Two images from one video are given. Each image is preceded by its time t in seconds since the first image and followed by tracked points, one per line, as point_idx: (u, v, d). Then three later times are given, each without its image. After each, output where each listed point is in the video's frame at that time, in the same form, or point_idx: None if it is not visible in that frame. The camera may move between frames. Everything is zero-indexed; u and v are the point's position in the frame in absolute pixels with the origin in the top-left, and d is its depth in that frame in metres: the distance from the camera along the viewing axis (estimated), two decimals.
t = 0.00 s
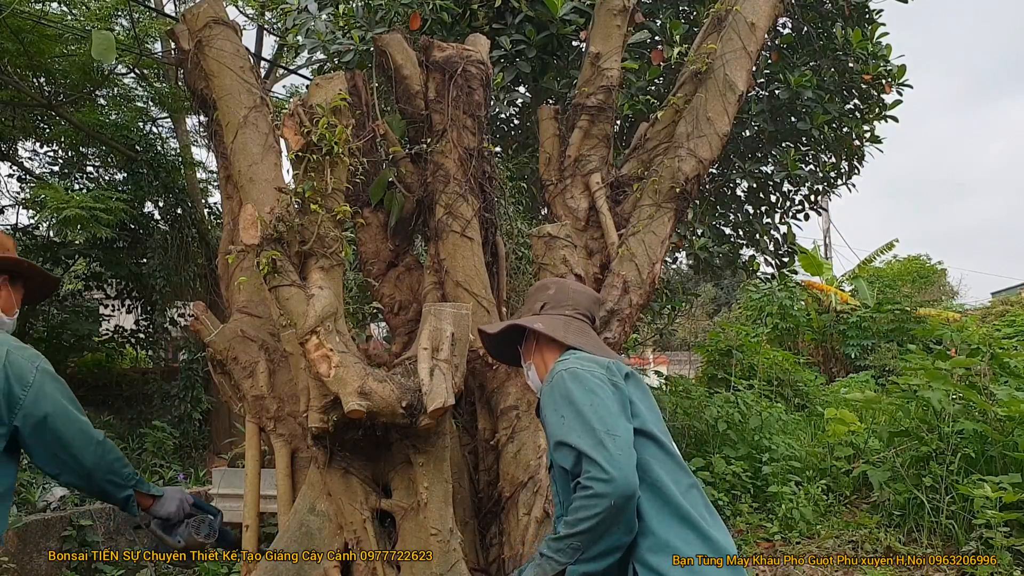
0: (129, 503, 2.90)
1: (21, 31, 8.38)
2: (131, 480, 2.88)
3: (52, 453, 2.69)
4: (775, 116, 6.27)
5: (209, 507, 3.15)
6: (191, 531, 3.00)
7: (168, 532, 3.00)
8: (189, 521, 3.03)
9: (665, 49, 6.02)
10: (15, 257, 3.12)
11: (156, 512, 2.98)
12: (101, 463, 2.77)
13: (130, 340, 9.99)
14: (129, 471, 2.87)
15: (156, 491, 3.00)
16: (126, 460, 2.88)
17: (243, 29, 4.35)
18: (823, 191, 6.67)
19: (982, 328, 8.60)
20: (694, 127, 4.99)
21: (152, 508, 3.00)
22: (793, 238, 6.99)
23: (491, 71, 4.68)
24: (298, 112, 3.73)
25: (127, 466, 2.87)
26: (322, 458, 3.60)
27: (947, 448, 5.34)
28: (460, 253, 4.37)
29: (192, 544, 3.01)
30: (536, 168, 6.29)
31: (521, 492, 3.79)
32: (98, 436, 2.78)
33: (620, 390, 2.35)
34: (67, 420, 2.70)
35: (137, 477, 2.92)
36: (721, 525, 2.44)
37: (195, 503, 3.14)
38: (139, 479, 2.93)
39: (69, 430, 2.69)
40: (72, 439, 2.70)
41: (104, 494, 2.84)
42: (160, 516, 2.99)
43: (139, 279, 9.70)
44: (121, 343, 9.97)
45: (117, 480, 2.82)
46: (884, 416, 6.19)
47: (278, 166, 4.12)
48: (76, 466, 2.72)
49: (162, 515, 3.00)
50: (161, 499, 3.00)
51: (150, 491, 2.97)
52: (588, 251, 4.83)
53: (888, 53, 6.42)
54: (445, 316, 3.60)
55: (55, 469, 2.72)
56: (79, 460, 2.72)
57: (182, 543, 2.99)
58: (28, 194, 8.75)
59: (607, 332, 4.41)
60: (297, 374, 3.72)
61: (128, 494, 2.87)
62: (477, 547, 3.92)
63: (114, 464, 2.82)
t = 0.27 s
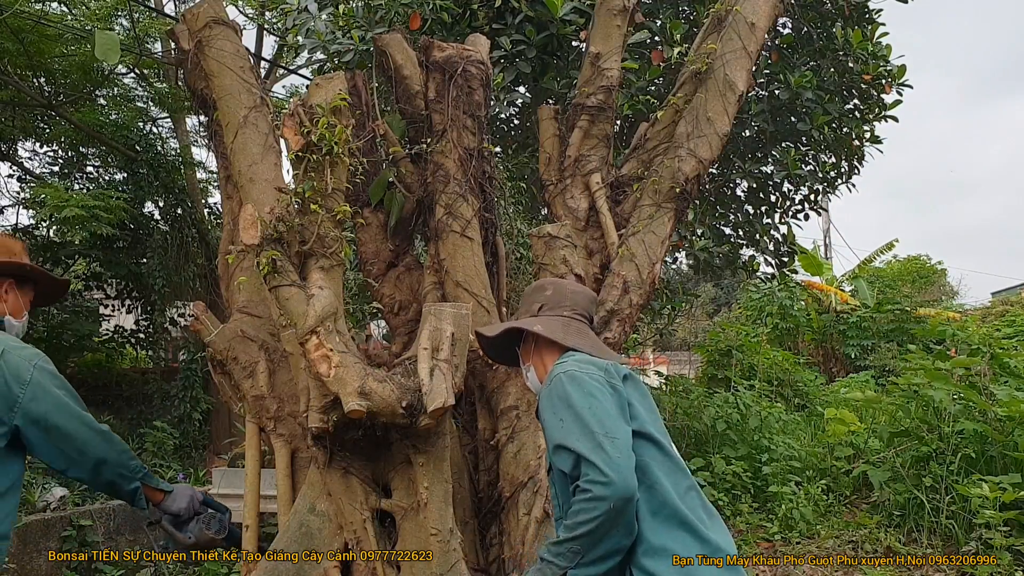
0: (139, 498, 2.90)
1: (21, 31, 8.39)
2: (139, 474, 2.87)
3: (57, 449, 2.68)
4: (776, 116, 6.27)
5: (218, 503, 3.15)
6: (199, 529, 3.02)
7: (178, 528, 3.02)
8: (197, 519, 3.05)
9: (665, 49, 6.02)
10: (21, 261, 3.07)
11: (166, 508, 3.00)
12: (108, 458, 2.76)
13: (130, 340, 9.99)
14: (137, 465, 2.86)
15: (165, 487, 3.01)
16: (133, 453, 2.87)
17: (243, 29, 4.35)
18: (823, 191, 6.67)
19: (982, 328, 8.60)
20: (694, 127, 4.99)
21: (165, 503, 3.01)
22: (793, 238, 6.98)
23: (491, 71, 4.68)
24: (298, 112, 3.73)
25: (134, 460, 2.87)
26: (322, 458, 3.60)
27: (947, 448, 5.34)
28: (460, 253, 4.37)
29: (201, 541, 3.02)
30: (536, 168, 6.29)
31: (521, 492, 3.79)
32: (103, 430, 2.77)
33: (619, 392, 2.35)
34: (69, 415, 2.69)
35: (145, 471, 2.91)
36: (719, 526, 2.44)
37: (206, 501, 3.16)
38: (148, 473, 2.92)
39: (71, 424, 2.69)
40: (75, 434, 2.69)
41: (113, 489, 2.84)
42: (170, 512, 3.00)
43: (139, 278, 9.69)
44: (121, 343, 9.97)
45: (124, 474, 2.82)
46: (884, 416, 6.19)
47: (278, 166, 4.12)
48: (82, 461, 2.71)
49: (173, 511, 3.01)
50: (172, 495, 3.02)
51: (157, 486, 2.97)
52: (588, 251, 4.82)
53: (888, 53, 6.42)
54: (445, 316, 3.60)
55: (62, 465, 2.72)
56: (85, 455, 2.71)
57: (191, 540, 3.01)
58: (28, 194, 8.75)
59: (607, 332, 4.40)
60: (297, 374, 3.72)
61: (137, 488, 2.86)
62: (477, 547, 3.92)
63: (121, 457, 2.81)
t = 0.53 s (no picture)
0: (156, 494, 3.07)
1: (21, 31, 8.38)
2: (152, 471, 3.03)
3: (71, 451, 2.84)
4: (776, 116, 6.27)
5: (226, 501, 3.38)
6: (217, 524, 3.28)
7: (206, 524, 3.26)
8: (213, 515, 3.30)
9: (665, 49, 6.02)
10: (34, 283, 3.23)
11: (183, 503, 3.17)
12: (122, 457, 2.92)
13: (130, 341, 9.99)
14: (149, 462, 3.01)
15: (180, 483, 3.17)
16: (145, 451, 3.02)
17: (243, 29, 4.35)
18: (823, 191, 6.66)
19: (982, 328, 8.60)
20: (694, 127, 4.99)
21: (184, 501, 3.20)
22: (793, 238, 6.98)
23: (491, 71, 4.68)
24: (298, 112, 3.73)
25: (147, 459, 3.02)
26: (322, 458, 3.60)
27: (947, 448, 5.34)
28: (460, 253, 4.37)
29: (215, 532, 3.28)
30: (536, 168, 6.29)
31: (521, 492, 3.79)
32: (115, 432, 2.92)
33: (606, 397, 2.35)
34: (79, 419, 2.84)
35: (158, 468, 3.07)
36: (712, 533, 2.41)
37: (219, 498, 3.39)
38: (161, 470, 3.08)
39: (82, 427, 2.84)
40: (87, 437, 2.84)
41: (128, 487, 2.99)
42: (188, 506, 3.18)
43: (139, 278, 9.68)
44: (121, 343, 9.97)
45: (138, 472, 2.97)
46: (884, 416, 6.19)
47: (278, 166, 4.12)
48: (97, 461, 2.87)
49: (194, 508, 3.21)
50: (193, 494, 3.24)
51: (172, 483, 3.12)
52: (588, 251, 4.83)
53: (888, 53, 6.42)
54: (445, 316, 3.60)
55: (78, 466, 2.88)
56: (99, 455, 2.87)
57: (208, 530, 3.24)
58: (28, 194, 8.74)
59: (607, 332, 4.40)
60: (297, 374, 3.72)
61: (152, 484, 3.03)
62: (477, 548, 3.92)
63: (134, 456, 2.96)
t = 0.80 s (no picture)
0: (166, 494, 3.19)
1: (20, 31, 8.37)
2: (161, 470, 3.16)
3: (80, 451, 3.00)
4: (775, 116, 6.27)
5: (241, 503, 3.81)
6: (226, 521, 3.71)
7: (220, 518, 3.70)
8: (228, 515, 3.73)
9: (665, 49, 6.02)
10: (47, 297, 3.42)
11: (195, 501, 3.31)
12: (129, 456, 3.06)
13: (130, 341, 9.98)
14: (158, 462, 3.15)
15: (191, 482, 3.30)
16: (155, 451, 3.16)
17: (243, 29, 4.35)
18: (823, 190, 6.66)
19: (982, 328, 8.60)
20: (694, 127, 4.99)
21: (195, 498, 3.33)
22: (793, 238, 6.98)
23: (491, 71, 4.68)
24: (298, 112, 3.73)
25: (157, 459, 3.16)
26: (322, 458, 3.60)
27: (947, 448, 5.33)
28: (460, 253, 4.37)
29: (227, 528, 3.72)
30: (536, 168, 6.29)
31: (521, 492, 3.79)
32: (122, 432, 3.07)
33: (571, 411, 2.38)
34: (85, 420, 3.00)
35: (168, 468, 3.20)
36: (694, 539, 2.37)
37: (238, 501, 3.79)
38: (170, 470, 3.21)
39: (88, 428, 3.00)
40: (92, 437, 2.99)
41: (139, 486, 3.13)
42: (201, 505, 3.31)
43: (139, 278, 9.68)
44: (121, 343, 9.97)
45: (146, 471, 3.10)
46: (884, 416, 6.19)
47: (278, 166, 4.12)
48: (105, 460, 3.02)
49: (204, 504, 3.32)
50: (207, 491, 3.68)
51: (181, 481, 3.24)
52: (588, 251, 4.83)
53: (888, 53, 6.42)
54: (445, 316, 3.60)
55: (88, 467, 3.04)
56: (106, 455, 3.01)
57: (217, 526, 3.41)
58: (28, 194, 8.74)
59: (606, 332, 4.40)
60: (296, 374, 3.72)
61: (161, 483, 3.14)
62: (477, 547, 3.93)
63: (142, 456, 3.10)
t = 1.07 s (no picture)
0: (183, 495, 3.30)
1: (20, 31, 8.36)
2: (177, 471, 3.28)
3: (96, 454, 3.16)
4: (776, 116, 6.27)
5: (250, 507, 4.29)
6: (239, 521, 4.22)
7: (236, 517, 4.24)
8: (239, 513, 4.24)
9: (666, 49, 6.02)
10: (63, 310, 3.59)
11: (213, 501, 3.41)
12: (143, 458, 3.20)
13: (130, 341, 9.98)
14: (174, 463, 3.27)
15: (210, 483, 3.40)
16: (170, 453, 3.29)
17: (243, 30, 4.35)
18: (823, 191, 6.66)
19: (982, 328, 8.60)
20: (694, 127, 4.98)
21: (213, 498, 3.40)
22: (793, 238, 6.98)
23: (491, 71, 4.68)
24: (298, 112, 3.73)
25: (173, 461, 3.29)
26: (322, 458, 3.60)
27: (947, 448, 5.33)
28: (460, 253, 4.37)
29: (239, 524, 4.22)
30: (536, 168, 6.29)
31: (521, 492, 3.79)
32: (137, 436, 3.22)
33: (557, 423, 2.41)
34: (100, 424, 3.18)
35: (184, 470, 3.32)
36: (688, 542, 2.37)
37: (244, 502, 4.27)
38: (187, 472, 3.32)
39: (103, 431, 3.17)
40: (107, 440, 3.16)
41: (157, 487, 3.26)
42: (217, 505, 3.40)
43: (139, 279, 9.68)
44: (121, 343, 9.97)
45: (160, 472, 3.23)
46: (884, 416, 6.20)
47: (278, 166, 4.12)
48: (121, 461, 3.17)
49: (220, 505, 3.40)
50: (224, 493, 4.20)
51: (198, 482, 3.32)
52: (588, 251, 4.83)
53: (888, 53, 6.42)
54: (445, 316, 3.60)
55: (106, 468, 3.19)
56: (122, 456, 3.17)
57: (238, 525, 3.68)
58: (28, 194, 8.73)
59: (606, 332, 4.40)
60: (297, 374, 3.72)
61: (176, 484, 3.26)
62: (477, 547, 3.93)
63: (157, 458, 3.23)
